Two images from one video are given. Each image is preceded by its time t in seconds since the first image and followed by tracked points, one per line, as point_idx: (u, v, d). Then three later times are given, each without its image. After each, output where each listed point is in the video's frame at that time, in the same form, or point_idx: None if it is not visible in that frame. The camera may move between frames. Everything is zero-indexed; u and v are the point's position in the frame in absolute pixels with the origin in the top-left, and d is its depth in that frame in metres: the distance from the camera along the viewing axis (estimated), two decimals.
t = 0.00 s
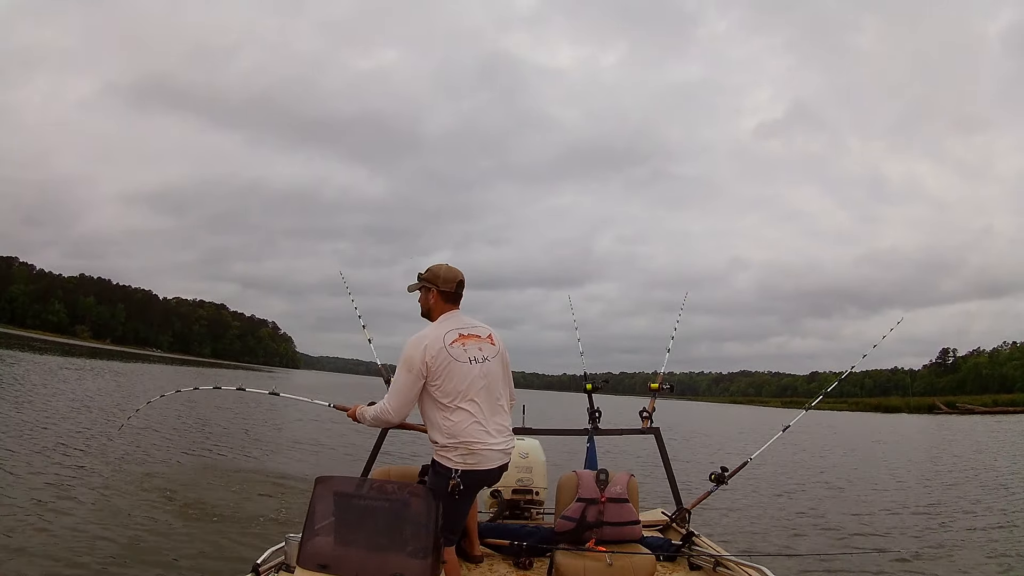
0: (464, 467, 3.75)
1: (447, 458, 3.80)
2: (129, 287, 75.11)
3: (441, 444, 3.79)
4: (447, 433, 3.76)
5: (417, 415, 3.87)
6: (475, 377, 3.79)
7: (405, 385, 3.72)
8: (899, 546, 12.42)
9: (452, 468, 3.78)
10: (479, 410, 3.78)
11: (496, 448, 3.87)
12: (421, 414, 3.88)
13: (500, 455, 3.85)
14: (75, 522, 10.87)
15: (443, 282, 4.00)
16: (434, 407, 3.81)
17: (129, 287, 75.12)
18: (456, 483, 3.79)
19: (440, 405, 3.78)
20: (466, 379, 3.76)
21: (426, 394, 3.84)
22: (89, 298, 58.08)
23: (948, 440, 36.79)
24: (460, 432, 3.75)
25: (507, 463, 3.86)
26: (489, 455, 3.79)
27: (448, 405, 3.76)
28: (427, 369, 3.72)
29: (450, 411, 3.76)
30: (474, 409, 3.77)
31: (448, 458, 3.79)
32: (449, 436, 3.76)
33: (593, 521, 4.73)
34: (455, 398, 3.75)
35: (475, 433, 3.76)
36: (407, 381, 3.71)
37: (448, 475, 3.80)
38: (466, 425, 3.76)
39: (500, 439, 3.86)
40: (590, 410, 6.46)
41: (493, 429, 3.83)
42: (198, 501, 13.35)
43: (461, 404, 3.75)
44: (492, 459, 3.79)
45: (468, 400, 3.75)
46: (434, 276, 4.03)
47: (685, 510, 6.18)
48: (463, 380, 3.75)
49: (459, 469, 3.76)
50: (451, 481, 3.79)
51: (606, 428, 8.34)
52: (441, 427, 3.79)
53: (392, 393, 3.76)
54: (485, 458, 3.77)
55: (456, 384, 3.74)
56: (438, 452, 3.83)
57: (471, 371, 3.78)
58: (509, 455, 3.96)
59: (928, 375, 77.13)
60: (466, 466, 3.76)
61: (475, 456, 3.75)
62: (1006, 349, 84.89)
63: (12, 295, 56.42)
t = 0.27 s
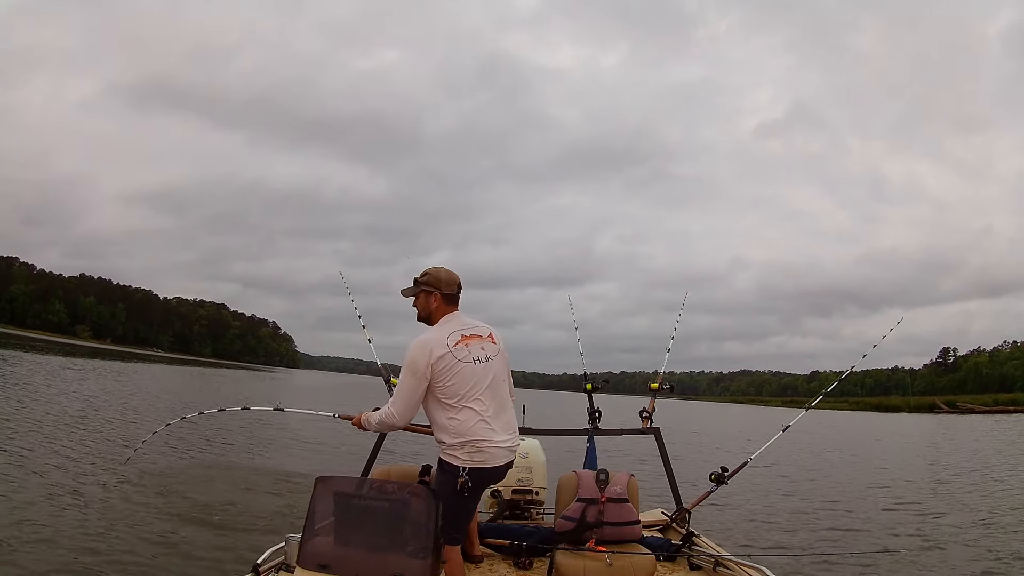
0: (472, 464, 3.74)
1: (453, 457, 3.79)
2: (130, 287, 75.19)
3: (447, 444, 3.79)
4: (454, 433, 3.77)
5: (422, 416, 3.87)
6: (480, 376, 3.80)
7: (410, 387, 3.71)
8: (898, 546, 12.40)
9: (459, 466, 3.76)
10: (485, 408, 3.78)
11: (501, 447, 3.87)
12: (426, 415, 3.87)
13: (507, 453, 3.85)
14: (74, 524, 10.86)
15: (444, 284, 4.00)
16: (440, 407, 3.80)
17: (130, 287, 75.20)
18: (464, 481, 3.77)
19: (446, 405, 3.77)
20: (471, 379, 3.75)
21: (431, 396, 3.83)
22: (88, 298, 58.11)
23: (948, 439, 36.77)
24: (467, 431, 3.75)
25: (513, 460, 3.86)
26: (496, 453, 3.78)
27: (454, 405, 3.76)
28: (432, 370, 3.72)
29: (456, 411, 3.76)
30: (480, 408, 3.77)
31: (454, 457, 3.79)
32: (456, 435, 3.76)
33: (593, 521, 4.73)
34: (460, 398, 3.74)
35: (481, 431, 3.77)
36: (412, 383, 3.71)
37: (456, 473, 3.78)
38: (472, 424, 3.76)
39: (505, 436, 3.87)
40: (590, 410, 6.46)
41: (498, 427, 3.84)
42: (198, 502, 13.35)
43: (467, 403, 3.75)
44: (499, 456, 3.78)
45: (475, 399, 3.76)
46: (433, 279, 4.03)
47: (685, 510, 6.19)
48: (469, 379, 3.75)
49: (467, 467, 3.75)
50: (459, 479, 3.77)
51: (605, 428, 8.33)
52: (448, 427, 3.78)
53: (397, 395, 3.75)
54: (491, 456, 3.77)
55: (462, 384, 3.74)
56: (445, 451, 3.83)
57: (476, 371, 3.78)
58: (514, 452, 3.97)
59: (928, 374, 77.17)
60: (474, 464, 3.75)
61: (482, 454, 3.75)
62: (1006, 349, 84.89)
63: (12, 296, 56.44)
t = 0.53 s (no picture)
0: (474, 463, 3.74)
1: (455, 456, 3.79)
2: (130, 287, 75.24)
3: (450, 443, 3.79)
4: (455, 433, 3.77)
5: (425, 417, 3.87)
6: (482, 377, 3.80)
7: (413, 389, 3.72)
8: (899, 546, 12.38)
9: (462, 465, 3.76)
10: (487, 407, 3.79)
11: (503, 446, 3.87)
12: (428, 416, 3.88)
13: (508, 451, 3.85)
14: (74, 524, 10.86)
15: (444, 286, 4.01)
16: (443, 408, 3.80)
17: (130, 288, 75.24)
18: (466, 480, 3.76)
19: (449, 405, 3.77)
20: (473, 379, 3.76)
21: (432, 397, 3.83)
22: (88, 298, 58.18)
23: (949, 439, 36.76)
24: (470, 430, 3.75)
25: (516, 458, 3.86)
26: (497, 452, 3.78)
27: (456, 405, 3.76)
28: (433, 372, 3.72)
29: (458, 411, 3.76)
30: (481, 408, 3.77)
31: (456, 456, 3.78)
32: (458, 435, 3.76)
33: (593, 521, 4.73)
34: (461, 399, 3.75)
35: (483, 430, 3.76)
36: (414, 385, 3.71)
37: (457, 472, 3.78)
38: (473, 424, 3.76)
39: (508, 435, 3.87)
40: (590, 410, 6.46)
41: (500, 426, 3.84)
42: (198, 502, 13.35)
43: (470, 403, 3.75)
44: (501, 455, 3.78)
45: (477, 399, 3.76)
46: (433, 282, 4.03)
47: (685, 510, 6.18)
48: (471, 380, 3.75)
49: (469, 466, 3.75)
50: (461, 478, 3.77)
51: (605, 428, 8.33)
52: (450, 427, 3.79)
53: (400, 396, 3.75)
54: (493, 454, 3.76)
55: (464, 385, 3.74)
56: (447, 451, 3.82)
57: (478, 372, 3.79)
58: (517, 451, 3.97)
59: (929, 374, 77.18)
60: (477, 463, 3.75)
61: (484, 453, 3.74)
62: (1006, 348, 84.88)
63: (12, 296, 56.45)
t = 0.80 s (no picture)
0: (475, 461, 3.74)
1: (457, 455, 3.78)
2: (131, 288, 75.32)
3: (451, 443, 3.79)
4: (456, 432, 3.77)
5: (426, 418, 3.87)
6: (483, 377, 3.80)
7: (414, 390, 3.72)
8: (900, 546, 12.37)
9: (464, 464, 3.75)
10: (489, 407, 3.79)
11: (504, 444, 3.87)
12: (430, 417, 3.87)
13: (509, 450, 3.85)
14: (73, 524, 10.86)
15: (443, 288, 4.01)
16: (444, 408, 3.80)
17: (131, 288, 75.32)
18: (468, 478, 3.75)
19: (451, 405, 3.77)
20: (473, 379, 3.76)
21: (433, 397, 3.83)
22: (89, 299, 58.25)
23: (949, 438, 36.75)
24: (471, 429, 3.75)
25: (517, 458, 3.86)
26: (499, 450, 3.78)
27: (458, 404, 3.75)
28: (435, 374, 3.72)
29: (459, 410, 3.76)
30: (483, 407, 3.77)
31: (457, 454, 3.78)
32: (460, 434, 3.76)
33: (593, 521, 4.73)
34: (461, 399, 3.75)
35: (485, 429, 3.76)
36: (416, 386, 3.71)
37: (459, 471, 3.77)
38: (475, 423, 3.76)
39: (509, 434, 3.87)
40: (590, 410, 6.46)
41: (501, 425, 3.84)
42: (199, 501, 13.35)
43: (471, 403, 3.75)
44: (502, 454, 3.78)
45: (478, 399, 3.77)
46: (432, 285, 4.03)
47: (685, 510, 6.18)
48: (472, 381, 3.75)
49: (470, 464, 3.74)
50: (462, 477, 3.76)
51: (606, 428, 8.32)
52: (453, 427, 3.78)
53: (400, 398, 3.75)
54: (495, 453, 3.76)
55: (465, 386, 3.74)
56: (448, 450, 3.82)
57: (479, 372, 3.79)
58: (517, 450, 3.97)
59: (929, 373, 77.16)
60: (478, 462, 3.74)
61: (485, 451, 3.74)
62: (1007, 347, 84.87)
63: (13, 297, 56.49)
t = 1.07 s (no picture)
0: (476, 460, 3.74)
1: (458, 454, 3.78)
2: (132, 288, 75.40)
3: (452, 442, 3.79)
4: (457, 431, 3.77)
5: (428, 418, 3.86)
6: (484, 377, 3.80)
7: (415, 390, 3.71)
8: (900, 546, 12.37)
9: (465, 463, 3.75)
10: (490, 406, 3.79)
11: (504, 444, 3.87)
12: (432, 417, 3.87)
13: (510, 449, 3.85)
14: (72, 523, 10.84)
15: (444, 289, 4.01)
16: (446, 407, 3.80)
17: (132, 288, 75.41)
18: (469, 477, 3.75)
19: (452, 404, 3.77)
20: (474, 379, 3.76)
21: (434, 397, 3.83)
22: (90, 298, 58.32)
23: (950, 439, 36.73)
24: (472, 429, 3.75)
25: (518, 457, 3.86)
26: (500, 449, 3.78)
27: (460, 405, 3.75)
28: (436, 374, 3.72)
29: (461, 410, 3.76)
30: (484, 407, 3.77)
31: (459, 454, 3.77)
32: (461, 434, 3.76)
33: (593, 521, 4.73)
34: (463, 399, 3.75)
35: (486, 428, 3.76)
36: (417, 386, 3.71)
37: (460, 470, 3.77)
38: (476, 422, 3.75)
39: (510, 433, 3.87)
40: (590, 410, 6.45)
41: (502, 425, 3.84)
42: (199, 501, 13.33)
43: (472, 402, 3.75)
44: (503, 453, 3.78)
45: (479, 398, 3.76)
46: (432, 286, 4.03)
47: (685, 510, 6.18)
48: (473, 381, 3.75)
49: (471, 463, 3.74)
50: (463, 476, 3.76)
51: (606, 428, 8.32)
52: (454, 427, 3.77)
53: (402, 398, 3.75)
54: (496, 452, 3.76)
55: (467, 386, 3.74)
56: (450, 449, 3.82)
57: (480, 372, 3.79)
58: (518, 450, 3.96)
59: (930, 373, 77.13)
60: (479, 461, 3.74)
61: (486, 450, 3.74)
62: (1009, 347, 84.83)
63: (14, 297, 56.55)
